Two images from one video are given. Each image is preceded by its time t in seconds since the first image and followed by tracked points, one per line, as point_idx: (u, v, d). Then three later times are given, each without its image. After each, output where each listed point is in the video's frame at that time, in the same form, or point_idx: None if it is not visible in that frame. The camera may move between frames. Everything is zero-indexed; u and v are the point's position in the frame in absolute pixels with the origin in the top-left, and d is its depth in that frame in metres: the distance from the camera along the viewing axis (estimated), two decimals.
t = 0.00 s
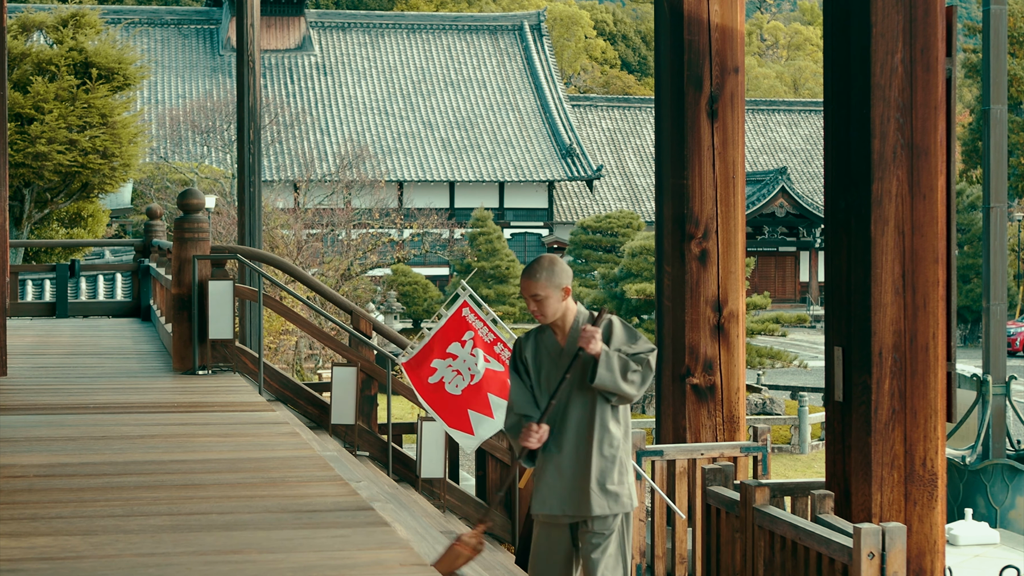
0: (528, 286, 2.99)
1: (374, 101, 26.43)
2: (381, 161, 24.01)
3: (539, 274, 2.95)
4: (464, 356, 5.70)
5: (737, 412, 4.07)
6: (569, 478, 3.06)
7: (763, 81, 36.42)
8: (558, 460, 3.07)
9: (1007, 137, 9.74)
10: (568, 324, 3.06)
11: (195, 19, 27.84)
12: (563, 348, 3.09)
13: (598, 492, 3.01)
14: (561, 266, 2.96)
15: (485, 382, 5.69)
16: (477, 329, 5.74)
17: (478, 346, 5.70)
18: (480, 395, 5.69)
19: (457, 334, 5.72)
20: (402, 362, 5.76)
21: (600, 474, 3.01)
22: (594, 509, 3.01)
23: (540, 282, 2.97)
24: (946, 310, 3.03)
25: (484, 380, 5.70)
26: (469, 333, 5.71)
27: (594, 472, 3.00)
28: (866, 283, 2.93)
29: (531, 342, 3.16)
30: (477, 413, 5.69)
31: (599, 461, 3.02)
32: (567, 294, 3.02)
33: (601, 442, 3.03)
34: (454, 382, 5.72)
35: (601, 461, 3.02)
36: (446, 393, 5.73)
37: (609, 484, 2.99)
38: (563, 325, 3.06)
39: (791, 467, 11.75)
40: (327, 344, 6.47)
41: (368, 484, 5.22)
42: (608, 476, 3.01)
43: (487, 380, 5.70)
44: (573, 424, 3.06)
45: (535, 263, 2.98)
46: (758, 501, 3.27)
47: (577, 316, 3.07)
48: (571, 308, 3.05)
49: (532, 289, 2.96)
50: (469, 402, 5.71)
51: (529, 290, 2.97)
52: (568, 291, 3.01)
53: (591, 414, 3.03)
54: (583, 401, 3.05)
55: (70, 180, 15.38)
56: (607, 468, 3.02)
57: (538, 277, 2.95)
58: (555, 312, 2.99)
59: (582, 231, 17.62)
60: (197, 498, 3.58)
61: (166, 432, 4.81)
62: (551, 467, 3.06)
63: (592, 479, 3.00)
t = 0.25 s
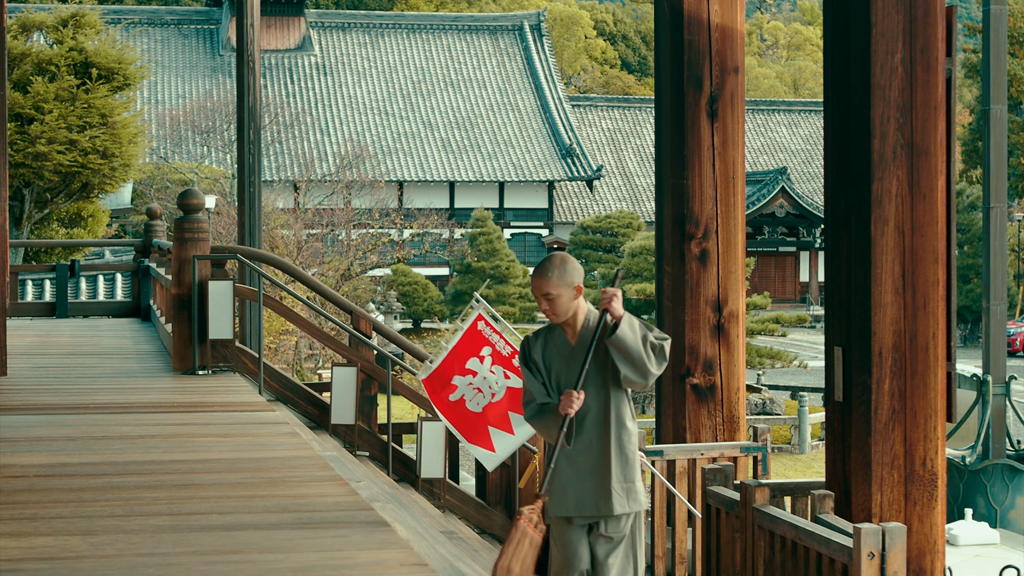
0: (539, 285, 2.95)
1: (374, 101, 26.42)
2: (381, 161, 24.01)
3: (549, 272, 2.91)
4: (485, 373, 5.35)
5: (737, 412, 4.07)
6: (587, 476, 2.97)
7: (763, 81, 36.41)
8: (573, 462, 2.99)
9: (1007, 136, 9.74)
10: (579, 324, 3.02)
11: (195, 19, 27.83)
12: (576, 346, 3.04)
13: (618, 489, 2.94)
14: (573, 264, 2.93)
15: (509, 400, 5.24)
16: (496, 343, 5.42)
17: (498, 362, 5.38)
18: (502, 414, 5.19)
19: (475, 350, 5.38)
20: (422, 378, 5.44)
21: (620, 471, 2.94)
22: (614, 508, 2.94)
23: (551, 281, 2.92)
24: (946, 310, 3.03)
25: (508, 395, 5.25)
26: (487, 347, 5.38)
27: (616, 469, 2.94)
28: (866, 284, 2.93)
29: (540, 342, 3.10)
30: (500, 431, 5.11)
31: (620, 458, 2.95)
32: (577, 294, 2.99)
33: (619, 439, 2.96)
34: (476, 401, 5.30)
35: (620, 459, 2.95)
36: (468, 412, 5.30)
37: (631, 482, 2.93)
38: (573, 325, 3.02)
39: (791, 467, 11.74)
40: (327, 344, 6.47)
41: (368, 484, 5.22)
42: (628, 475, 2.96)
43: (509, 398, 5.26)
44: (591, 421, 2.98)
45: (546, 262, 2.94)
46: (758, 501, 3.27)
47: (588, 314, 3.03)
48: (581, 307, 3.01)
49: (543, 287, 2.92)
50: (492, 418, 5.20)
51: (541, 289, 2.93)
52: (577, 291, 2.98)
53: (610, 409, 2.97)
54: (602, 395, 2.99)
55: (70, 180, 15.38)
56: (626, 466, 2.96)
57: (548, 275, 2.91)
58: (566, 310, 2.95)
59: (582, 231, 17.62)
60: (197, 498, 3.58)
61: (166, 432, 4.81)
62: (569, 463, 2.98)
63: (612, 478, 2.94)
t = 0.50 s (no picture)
0: (548, 286, 2.81)
1: (374, 101, 26.42)
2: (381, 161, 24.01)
3: (559, 274, 2.78)
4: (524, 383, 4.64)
5: (737, 412, 4.06)
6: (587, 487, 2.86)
7: (763, 81, 36.41)
8: (574, 475, 2.88)
9: (1007, 136, 9.73)
10: (587, 328, 2.88)
11: (195, 19, 27.83)
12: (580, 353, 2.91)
13: (617, 503, 2.84)
14: (584, 267, 2.79)
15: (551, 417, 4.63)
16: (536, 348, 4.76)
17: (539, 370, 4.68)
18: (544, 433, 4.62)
19: (510, 356, 4.72)
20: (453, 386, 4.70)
21: (620, 485, 2.84)
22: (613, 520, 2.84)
23: (559, 283, 2.80)
24: (946, 310, 3.03)
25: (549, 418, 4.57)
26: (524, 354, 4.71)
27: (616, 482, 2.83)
28: (866, 284, 2.93)
29: (548, 345, 3.00)
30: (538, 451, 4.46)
31: (621, 471, 2.84)
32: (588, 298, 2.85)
33: (621, 454, 2.85)
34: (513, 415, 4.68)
35: (622, 473, 2.84)
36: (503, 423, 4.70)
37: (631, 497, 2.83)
38: (581, 328, 2.88)
39: (791, 467, 11.74)
40: (327, 344, 6.47)
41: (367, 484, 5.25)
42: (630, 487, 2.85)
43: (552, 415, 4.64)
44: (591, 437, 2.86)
45: (556, 263, 2.81)
46: (758, 501, 3.27)
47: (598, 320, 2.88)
48: (592, 311, 2.87)
49: (551, 289, 2.80)
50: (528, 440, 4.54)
51: (549, 290, 2.80)
52: (589, 294, 2.84)
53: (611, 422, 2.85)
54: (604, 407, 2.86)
55: (70, 180, 15.38)
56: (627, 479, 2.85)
57: (557, 276, 2.78)
58: (575, 315, 2.83)
59: (582, 231, 17.62)
60: (197, 498, 3.58)
61: (166, 432, 4.81)
62: (567, 475, 2.87)
63: (613, 494, 2.83)
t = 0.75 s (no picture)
0: (550, 290, 2.84)
1: (374, 101, 26.42)
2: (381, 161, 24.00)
3: (560, 276, 2.80)
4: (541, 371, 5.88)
5: (737, 412, 4.06)
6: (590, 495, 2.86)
7: (763, 81, 36.41)
8: (575, 483, 2.88)
9: (1007, 136, 9.74)
10: (591, 332, 2.87)
11: (195, 19, 27.83)
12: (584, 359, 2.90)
13: (619, 511, 2.84)
14: (585, 270, 2.80)
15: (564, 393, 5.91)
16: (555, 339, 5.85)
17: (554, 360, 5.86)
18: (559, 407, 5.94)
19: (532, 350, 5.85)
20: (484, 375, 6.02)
21: (622, 493, 2.84)
22: (614, 528, 2.84)
23: (562, 286, 2.81)
24: (946, 310, 3.03)
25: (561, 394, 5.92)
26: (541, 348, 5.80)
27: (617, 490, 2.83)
28: (866, 284, 2.93)
29: (552, 348, 2.98)
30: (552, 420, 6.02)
31: (623, 478, 2.85)
32: (590, 301, 2.86)
33: (622, 461, 2.86)
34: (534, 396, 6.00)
35: (623, 481, 2.85)
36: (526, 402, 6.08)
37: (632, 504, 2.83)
38: (584, 332, 2.88)
39: (791, 467, 11.74)
40: (327, 344, 6.47)
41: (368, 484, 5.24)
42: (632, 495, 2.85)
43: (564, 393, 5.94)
44: (591, 446, 2.88)
45: (557, 266, 2.82)
46: (758, 501, 3.27)
47: (603, 323, 2.88)
48: (595, 314, 2.87)
49: (553, 292, 2.82)
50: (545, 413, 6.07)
51: (551, 294, 2.82)
52: (591, 297, 2.85)
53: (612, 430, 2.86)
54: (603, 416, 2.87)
55: (70, 180, 15.38)
56: (629, 487, 2.85)
57: (558, 281, 2.80)
58: (577, 318, 2.84)
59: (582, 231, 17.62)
60: (197, 498, 3.58)
61: (166, 432, 4.81)
62: (569, 484, 2.87)
63: (614, 501, 2.83)
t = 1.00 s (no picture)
0: (554, 287, 2.74)
1: (374, 101, 26.42)
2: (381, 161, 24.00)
3: (565, 273, 2.72)
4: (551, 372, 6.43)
5: (737, 412, 4.07)
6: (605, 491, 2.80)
7: (763, 81, 36.41)
8: (590, 479, 2.81)
9: (1007, 136, 9.73)
10: (597, 327, 2.81)
11: (195, 19, 27.83)
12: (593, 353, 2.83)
13: (635, 507, 2.76)
14: (590, 264, 2.73)
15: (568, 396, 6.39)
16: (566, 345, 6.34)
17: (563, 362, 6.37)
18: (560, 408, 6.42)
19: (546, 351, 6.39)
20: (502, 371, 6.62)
21: (636, 487, 2.76)
22: (629, 525, 2.75)
23: (567, 283, 2.73)
24: (946, 310, 3.03)
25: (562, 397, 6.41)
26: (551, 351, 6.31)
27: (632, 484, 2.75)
28: (866, 285, 2.93)
29: (555, 347, 2.91)
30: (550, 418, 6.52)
31: (637, 472, 2.77)
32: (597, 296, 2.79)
33: (637, 455, 2.78)
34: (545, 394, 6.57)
35: (638, 475, 2.77)
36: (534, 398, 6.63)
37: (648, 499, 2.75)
38: (591, 328, 2.81)
39: (791, 467, 11.74)
40: (326, 344, 6.47)
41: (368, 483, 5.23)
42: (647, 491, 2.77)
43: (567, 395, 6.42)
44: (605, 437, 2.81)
45: (562, 263, 2.75)
46: (758, 501, 3.27)
47: (608, 317, 2.82)
48: (602, 309, 2.81)
49: (558, 290, 2.73)
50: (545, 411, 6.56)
51: (556, 292, 2.73)
52: (597, 293, 2.78)
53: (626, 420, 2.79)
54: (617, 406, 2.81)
55: (70, 180, 15.38)
56: (644, 481, 2.78)
57: (564, 276, 2.71)
58: (583, 315, 2.76)
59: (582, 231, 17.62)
60: (197, 498, 3.58)
61: (166, 432, 4.81)
62: (584, 478, 2.81)
63: (629, 497, 2.75)
